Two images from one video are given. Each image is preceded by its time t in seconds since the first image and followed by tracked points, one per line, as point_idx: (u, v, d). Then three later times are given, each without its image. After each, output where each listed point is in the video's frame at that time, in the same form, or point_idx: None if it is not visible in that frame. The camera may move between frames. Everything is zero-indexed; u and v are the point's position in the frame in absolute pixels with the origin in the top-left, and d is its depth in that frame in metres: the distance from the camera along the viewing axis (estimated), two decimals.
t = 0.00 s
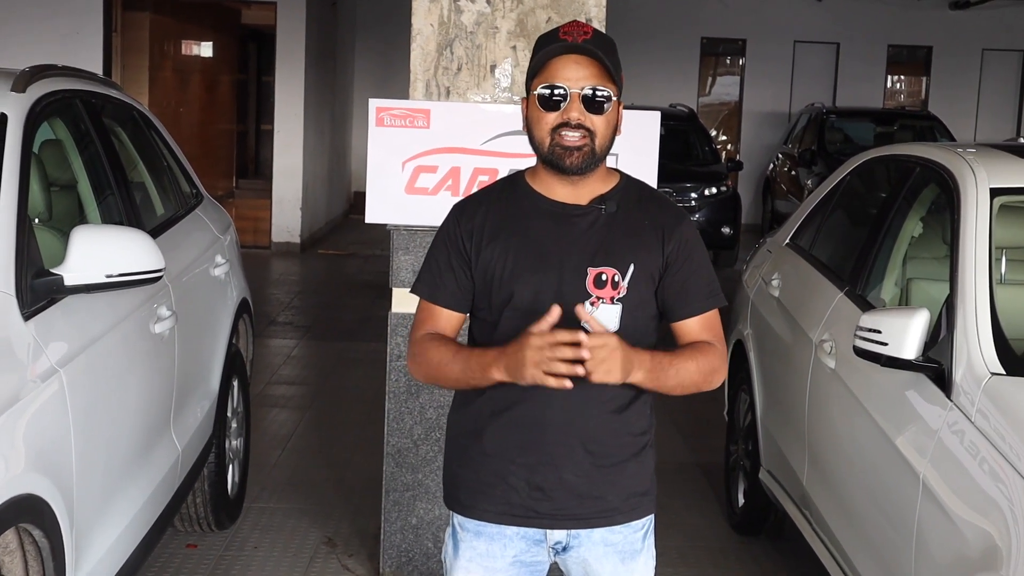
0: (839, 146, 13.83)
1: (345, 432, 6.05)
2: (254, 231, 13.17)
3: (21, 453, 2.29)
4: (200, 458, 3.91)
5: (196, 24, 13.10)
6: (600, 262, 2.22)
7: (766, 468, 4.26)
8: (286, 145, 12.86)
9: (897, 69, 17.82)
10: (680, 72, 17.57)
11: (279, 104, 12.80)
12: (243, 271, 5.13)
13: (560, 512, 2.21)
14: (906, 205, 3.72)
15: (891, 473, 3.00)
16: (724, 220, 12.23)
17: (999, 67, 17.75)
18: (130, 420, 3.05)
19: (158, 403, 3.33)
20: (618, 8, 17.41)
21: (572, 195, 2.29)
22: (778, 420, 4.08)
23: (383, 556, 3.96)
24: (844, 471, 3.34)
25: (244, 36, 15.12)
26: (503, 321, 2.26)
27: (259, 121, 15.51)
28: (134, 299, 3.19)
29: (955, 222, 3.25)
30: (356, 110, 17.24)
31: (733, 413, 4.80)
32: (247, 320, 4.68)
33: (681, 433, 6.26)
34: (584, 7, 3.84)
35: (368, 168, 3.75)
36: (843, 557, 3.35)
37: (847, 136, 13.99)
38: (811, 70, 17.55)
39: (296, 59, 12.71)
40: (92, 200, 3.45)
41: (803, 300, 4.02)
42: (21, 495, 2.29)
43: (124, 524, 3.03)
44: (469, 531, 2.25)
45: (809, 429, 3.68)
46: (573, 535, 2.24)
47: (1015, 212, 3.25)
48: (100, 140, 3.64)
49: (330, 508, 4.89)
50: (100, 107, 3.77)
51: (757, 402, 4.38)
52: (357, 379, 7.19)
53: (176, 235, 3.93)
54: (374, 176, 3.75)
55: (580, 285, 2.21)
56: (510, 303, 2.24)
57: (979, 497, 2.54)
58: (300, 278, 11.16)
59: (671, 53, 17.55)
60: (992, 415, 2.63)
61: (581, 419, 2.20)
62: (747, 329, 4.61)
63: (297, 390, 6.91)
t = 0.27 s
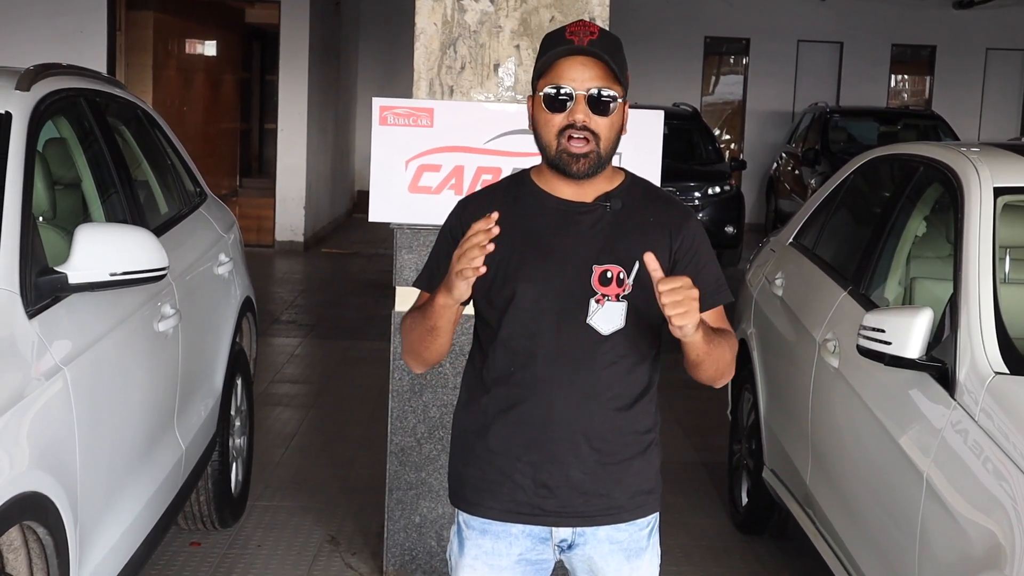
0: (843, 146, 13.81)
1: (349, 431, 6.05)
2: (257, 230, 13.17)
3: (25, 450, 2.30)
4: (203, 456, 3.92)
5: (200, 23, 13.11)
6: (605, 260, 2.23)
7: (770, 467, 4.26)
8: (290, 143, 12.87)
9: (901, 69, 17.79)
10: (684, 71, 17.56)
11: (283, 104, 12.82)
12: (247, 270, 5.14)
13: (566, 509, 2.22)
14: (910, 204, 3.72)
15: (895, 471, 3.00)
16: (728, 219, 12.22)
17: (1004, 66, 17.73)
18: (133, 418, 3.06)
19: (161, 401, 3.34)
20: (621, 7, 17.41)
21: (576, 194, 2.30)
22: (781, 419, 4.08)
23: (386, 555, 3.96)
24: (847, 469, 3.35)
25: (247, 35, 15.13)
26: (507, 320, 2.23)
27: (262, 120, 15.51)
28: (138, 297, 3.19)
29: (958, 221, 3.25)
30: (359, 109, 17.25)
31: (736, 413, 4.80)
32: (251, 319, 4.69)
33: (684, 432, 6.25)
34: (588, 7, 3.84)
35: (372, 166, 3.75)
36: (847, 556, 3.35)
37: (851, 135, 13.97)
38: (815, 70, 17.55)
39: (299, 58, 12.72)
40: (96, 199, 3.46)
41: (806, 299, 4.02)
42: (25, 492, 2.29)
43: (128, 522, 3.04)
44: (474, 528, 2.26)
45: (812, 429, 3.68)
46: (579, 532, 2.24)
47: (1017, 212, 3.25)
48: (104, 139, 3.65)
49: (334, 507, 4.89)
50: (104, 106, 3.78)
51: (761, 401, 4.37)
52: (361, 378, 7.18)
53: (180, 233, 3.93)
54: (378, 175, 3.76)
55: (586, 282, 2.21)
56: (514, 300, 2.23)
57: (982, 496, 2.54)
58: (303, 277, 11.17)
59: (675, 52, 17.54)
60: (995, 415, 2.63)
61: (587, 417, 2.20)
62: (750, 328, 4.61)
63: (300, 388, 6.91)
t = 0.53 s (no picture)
0: (845, 146, 13.81)
1: (352, 430, 6.05)
2: (259, 230, 13.17)
3: (27, 449, 2.30)
4: (205, 456, 3.92)
5: (202, 22, 13.12)
6: (606, 260, 2.22)
7: (772, 467, 4.26)
8: (292, 142, 12.87)
9: (903, 69, 17.79)
10: (686, 70, 17.55)
11: (285, 103, 12.84)
12: (249, 269, 5.14)
13: (566, 508, 2.22)
14: (912, 204, 3.72)
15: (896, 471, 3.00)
16: (730, 219, 12.21)
17: (1006, 66, 17.73)
18: (135, 418, 3.06)
19: (163, 400, 3.34)
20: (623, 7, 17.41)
21: (578, 193, 2.30)
22: (783, 419, 4.08)
23: (388, 554, 3.96)
24: (849, 469, 3.35)
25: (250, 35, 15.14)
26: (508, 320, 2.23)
27: (265, 119, 15.52)
28: (140, 296, 3.20)
29: (960, 221, 3.25)
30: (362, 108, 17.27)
31: (738, 412, 4.80)
32: (253, 318, 4.69)
33: (685, 432, 6.25)
34: (590, 7, 3.85)
35: (374, 165, 3.75)
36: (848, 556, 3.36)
37: (853, 135, 13.97)
38: (817, 70, 17.54)
39: (302, 57, 12.72)
40: (98, 198, 3.46)
41: (807, 299, 4.02)
42: (26, 491, 2.30)
43: (130, 522, 3.05)
44: (474, 528, 2.26)
45: (814, 429, 3.68)
46: (579, 531, 2.25)
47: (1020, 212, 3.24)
48: (107, 137, 3.65)
49: (335, 505, 4.90)
50: (107, 105, 3.78)
51: (762, 401, 4.37)
52: (363, 378, 7.19)
53: (182, 232, 3.94)
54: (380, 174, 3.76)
55: (589, 283, 2.20)
56: (515, 301, 2.22)
57: (983, 496, 2.54)
58: (305, 276, 11.17)
59: (677, 51, 17.53)
60: (997, 414, 2.63)
61: (588, 417, 2.20)
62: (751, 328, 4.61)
63: (302, 387, 6.92)
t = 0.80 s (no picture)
0: (847, 145, 13.80)
1: (354, 429, 6.05)
2: (260, 228, 13.17)
3: (28, 447, 2.30)
4: (206, 454, 3.92)
5: (204, 20, 13.13)
6: (606, 260, 2.23)
7: (773, 467, 4.26)
8: (294, 140, 12.88)
9: (905, 68, 17.79)
10: (687, 69, 17.55)
11: (287, 102, 12.85)
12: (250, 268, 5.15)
13: (567, 505, 2.22)
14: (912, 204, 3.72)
15: (896, 470, 3.00)
16: (731, 218, 12.21)
17: (1008, 66, 17.73)
18: (137, 416, 3.07)
19: (164, 398, 3.35)
20: (625, 6, 17.41)
21: (576, 192, 2.30)
22: (784, 418, 4.08)
23: (389, 553, 3.96)
24: (850, 469, 3.35)
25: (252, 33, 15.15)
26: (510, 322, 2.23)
27: (266, 117, 15.53)
28: (141, 294, 3.20)
29: (961, 220, 3.25)
30: (364, 106, 17.28)
31: (739, 411, 4.80)
32: (253, 317, 4.70)
33: (687, 431, 6.25)
34: (591, 6, 3.85)
35: (375, 164, 3.76)
36: (849, 555, 3.35)
37: (855, 135, 13.96)
38: (819, 69, 17.54)
39: (303, 55, 12.73)
40: (100, 196, 3.46)
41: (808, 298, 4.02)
42: (28, 489, 2.30)
43: (132, 520, 3.05)
44: (475, 526, 2.26)
45: (815, 428, 3.68)
46: (580, 529, 2.25)
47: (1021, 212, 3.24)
48: (108, 136, 3.66)
49: (337, 504, 4.90)
50: (109, 103, 3.78)
51: (763, 400, 4.37)
52: (365, 376, 7.19)
53: (184, 230, 3.94)
54: (382, 173, 3.76)
55: (590, 281, 2.21)
56: (516, 300, 2.22)
57: (984, 495, 2.55)
58: (306, 274, 11.18)
59: (679, 51, 17.53)
60: (997, 414, 2.63)
61: (588, 416, 2.21)
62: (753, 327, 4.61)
63: (303, 386, 6.93)
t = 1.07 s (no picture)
0: (848, 144, 13.79)
1: (355, 428, 6.05)
2: (261, 227, 13.17)
3: (30, 446, 2.31)
4: (207, 453, 3.92)
5: (205, 20, 13.13)
6: (604, 259, 2.23)
7: (773, 466, 4.26)
8: (294, 139, 12.88)
9: (905, 68, 17.79)
10: (688, 69, 17.54)
11: (288, 101, 12.85)
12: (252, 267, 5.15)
13: (566, 504, 2.23)
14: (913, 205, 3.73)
15: (898, 471, 3.00)
16: (732, 218, 12.20)
17: (1009, 66, 17.74)
18: (137, 415, 3.07)
19: (165, 398, 3.35)
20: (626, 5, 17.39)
21: (572, 191, 2.29)
22: (785, 418, 4.08)
23: (390, 552, 3.96)
24: (851, 469, 3.35)
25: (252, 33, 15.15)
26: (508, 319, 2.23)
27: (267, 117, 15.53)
28: (142, 294, 3.20)
29: (962, 219, 3.25)
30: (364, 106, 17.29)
31: (740, 411, 4.80)
32: (254, 316, 4.70)
33: (688, 431, 6.25)
34: (592, 5, 3.84)
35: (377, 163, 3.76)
36: (850, 554, 3.36)
37: (856, 135, 13.96)
38: (820, 68, 17.54)
39: (304, 55, 12.73)
40: (101, 195, 3.46)
41: (809, 298, 4.02)
42: (29, 487, 2.30)
43: (132, 519, 3.05)
44: (474, 525, 2.26)
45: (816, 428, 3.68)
46: (579, 527, 2.25)
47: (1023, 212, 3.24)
48: (109, 135, 3.66)
49: (337, 503, 4.90)
50: (110, 102, 3.78)
51: (764, 400, 4.37)
52: (366, 376, 7.19)
53: (185, 230, 3.95)
54: (383, 172, 3.77)
55: (585, 280, 2.22)
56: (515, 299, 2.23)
57: (985, 496, 2.54)
58: (307, 274, 11.17)
59: (680, 50, 17.51)
60: (997, 414, 2.63)
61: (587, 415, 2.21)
62: (755, 327, 4.60)
63: (303, 385, 6.92)
